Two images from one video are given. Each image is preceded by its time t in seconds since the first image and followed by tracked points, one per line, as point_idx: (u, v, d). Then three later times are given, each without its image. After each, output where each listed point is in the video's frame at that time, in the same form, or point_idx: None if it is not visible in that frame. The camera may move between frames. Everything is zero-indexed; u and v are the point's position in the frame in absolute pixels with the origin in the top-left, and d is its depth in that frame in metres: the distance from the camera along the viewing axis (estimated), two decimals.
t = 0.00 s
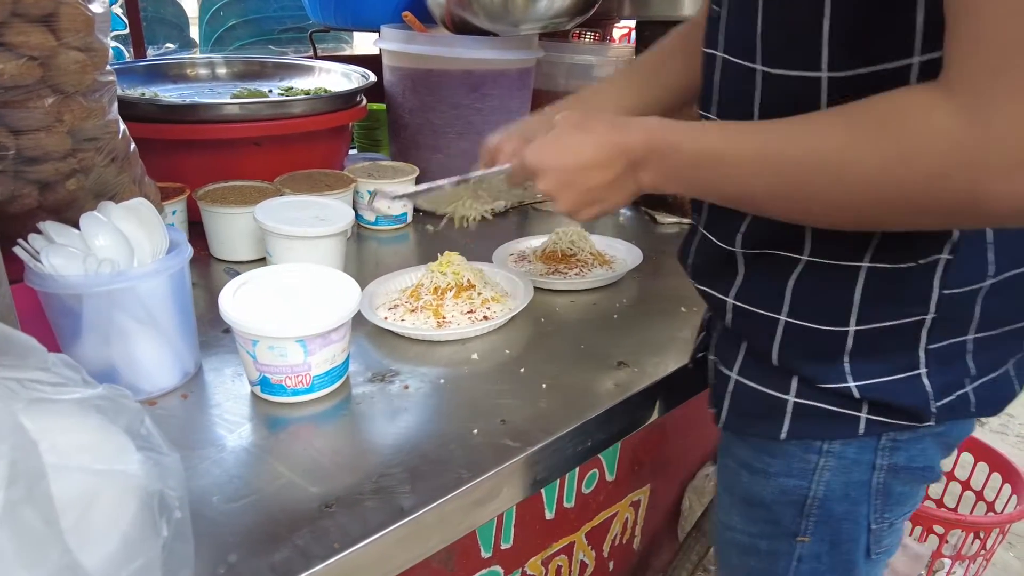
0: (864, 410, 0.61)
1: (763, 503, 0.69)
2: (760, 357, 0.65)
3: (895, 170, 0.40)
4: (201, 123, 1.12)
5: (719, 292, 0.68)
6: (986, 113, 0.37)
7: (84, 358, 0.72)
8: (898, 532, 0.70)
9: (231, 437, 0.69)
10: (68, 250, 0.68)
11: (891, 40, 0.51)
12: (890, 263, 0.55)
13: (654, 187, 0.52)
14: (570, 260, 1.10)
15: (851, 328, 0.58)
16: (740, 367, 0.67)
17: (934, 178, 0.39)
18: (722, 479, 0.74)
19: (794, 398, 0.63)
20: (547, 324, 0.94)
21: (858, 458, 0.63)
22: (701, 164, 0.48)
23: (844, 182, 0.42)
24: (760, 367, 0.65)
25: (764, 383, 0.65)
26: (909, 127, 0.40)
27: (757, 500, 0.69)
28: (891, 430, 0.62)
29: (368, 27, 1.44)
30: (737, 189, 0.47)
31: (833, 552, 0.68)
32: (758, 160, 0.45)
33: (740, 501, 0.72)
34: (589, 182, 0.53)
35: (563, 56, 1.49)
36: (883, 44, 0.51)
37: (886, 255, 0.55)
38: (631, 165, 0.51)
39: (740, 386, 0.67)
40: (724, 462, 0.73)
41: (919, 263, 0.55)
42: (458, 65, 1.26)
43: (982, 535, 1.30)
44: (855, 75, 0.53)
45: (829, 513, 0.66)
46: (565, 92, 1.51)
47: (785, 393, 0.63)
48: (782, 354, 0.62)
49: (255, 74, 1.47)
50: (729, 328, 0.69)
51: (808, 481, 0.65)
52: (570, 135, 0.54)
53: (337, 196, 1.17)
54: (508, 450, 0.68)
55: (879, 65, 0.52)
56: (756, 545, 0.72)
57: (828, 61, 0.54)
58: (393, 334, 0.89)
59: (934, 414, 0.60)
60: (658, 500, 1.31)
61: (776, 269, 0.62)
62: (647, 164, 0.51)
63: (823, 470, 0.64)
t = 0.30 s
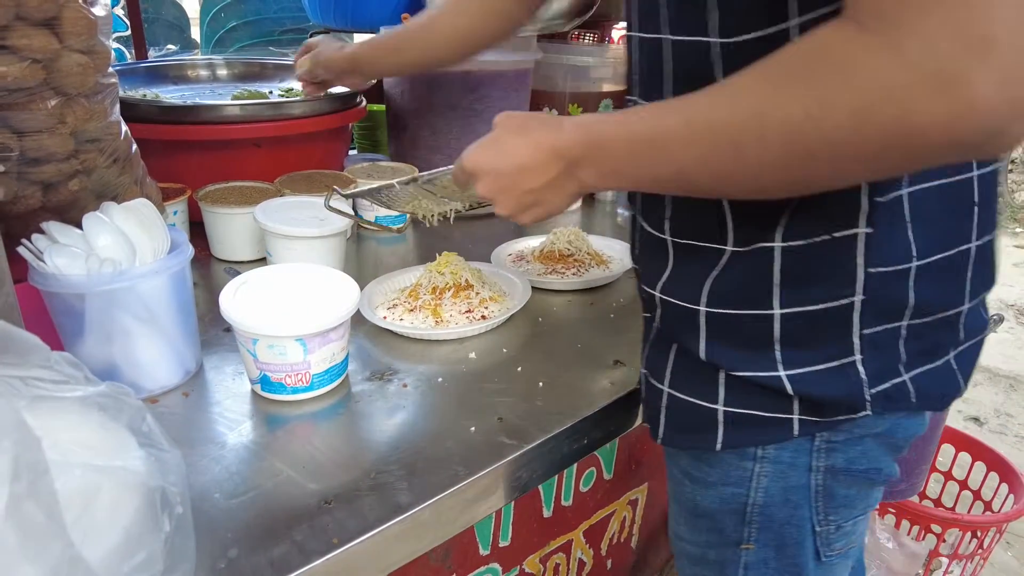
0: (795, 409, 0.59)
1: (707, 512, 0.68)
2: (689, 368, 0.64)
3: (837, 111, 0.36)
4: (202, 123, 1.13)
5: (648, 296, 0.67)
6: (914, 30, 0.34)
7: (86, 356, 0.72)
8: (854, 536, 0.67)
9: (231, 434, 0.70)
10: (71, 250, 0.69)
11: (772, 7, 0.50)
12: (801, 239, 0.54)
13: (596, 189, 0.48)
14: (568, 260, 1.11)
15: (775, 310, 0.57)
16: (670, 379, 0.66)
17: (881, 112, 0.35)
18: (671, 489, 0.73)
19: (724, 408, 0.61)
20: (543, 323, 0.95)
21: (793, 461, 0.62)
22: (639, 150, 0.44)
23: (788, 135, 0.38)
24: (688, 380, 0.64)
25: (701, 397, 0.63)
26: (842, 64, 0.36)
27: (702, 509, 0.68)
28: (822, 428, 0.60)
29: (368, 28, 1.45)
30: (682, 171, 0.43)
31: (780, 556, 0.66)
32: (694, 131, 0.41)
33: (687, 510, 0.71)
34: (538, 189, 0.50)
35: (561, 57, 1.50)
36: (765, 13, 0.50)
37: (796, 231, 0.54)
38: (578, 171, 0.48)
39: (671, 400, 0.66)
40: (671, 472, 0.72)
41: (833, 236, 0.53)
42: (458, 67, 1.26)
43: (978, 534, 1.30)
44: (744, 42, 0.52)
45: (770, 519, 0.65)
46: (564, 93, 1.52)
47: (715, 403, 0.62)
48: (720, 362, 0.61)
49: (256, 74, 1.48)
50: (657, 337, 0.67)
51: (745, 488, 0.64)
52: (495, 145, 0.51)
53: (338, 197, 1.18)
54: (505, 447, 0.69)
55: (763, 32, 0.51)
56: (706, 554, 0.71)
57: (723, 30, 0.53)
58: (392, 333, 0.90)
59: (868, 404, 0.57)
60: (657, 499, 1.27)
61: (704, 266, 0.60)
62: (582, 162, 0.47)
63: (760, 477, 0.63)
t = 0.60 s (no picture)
0: (733, 401, 0.62)
1: (660, 505, 0.70)
2: (635, 369, 0.66)
3: (729, 71, 0.41)
4: (208, 127, 1.14)
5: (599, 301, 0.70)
6: None
7: (95, 357, 0.74)
8: (811, 528, 0.69)
9: (238, 434, 0.71)
10: (80, 253, 0.70)
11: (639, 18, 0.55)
12: (709, 225, 0.57)
13: (534, 164, 0.51)
14: (569, 263, 1.12)
15: (696, 295, 0.60)
16: (618, 379, 0.68)
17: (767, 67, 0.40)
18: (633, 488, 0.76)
19: (665, 402, 0.65)
20: (545, 325, 0.96)
21: (735, 451, 0.65)
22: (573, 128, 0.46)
23: (691, 99, 0.42)
24: (634, 379, 0.66)
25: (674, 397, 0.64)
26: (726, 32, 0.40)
27: (656, 503, 0.71)
28: (759, 418, 0.63)
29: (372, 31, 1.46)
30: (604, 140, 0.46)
31: (733, 547, 0.68)
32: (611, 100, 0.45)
33: (645, 505, 0.73)
34: (497, 177, 0.52)
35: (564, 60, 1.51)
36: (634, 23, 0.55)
37: (701, 215, 0.57)
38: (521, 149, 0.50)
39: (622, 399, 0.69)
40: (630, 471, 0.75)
41: (737, 217, 0.56)
42: (459, 72, 1.26)
43: (978, 535, 1.31)
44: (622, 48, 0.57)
45: (719, 511, 0.67)
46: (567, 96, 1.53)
47: (656, 399, 0.65)
48: (665, 358, 0.63)
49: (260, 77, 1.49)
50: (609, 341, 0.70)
51: (692, 480, 0.67)
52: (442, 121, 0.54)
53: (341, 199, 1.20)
54: (506, 448, 0.70)
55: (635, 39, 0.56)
56: (664, 548, 0.72)
57: (604, 38, 0.57)
58: (395, 334, 0.91)
59: (801, 383, 0.61)
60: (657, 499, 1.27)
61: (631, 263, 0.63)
62: (520, 139, 0.50)
63: (705, 468, 0.66)
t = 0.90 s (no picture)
0: (717, 402, 0.62)
1: (650, 505, 0.70)
2: (622, 368, 0.66)
3: (663, 80, 0.42)
4: (213, 125, 1.14)
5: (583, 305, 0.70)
6: (711, 7, 0.39)
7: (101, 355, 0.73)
8: (803, 531, 0.68)
9: (242, 432, 0.71)
10: (86, 251, 0.70)
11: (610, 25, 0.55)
12: (681, 228, 0.58)
13: (504, 158, 0.52)
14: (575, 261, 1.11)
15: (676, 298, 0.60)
16: (608, 379, 0.69)
17: (696, 74, 0.41)
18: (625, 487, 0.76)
19: (652, 403, 0.64)
20: (549, 324, 0.96)
21: (722, 452, 0.64)
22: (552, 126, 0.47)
23: (628, 104, 0.44)
24: (622, 378, 0.67)
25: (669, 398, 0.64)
26: (664, 39, 0.42)
27: (646, 503, 0.71)
28: (746, 419, 0.63)
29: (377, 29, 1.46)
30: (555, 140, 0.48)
31: (723, 549, 0.68)
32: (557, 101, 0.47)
33: (636, 505, 0.73)
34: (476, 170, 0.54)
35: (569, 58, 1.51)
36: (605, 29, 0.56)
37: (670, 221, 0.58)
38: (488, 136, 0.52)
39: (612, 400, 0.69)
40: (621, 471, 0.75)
41: (710, 223, 0.57)
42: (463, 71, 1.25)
43: (983, 535, 1.32)
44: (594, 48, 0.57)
45: (707, 512, 0.67)
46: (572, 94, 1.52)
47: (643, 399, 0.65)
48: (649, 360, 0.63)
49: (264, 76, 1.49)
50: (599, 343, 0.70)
51: (680, 481, 0.67)
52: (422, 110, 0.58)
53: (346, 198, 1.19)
54: (512, 447, 0.70)
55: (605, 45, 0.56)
56: (656, 548, 0.72)
57: (579, 42, 0.58)
58: (400, 333, 0.91)
59: (788, 386, 0.60)
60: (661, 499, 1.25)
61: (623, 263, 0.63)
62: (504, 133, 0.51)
63: (692, 468, 0.66)
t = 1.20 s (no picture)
0: (747, 408, 0.61)
1: (674, 512, 0.69)
2: (643, 374, 0.66)
3: (733, 82, 0.40)
4: (217, 124, 1.14)
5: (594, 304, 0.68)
6: (794, 12, 0.37)
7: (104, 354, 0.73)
8: (823, 532, 0.68)
9: (246, 433, 0.71)
10: (89, 250, 0.70)
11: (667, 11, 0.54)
12: (718, 230, 0.58)
13: (529, 138, 0.49)
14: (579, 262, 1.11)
15: (708, 303, 0.59)
16: (628, 384, 0.68)
17: (779, 79, 0.38)
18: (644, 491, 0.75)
19: (678, 409, 0.64)
20: (555, 324, 0.95)
21: (750, 458, 0.64)
22: (558, 127, 0.47)
23: (688, 104, 0.41)
24: (644, 384, 0.66)
25: (693, 402, 0.63)
26: (742, 38, 0.39)
27: (669, 509, 0.70)
28: (775, 425, 0.62)
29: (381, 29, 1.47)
30: (606, 134, 0.45)
31: (749, 553, 0.67)
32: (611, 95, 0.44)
33: (658, 511, 0.72)
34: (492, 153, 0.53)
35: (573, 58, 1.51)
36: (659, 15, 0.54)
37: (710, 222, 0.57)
38: (520, 125, 0.49)
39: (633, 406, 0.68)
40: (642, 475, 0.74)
41: (747, 222, 0.57)
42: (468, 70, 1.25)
43: (989, 538, 1.31)
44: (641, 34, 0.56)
45: (734, 517, 0.66)
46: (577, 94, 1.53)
47: (670, 404, 0.64)
48: (676, 366, 0.63)
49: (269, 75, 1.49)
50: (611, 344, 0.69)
51: (707, 487, 0.66)
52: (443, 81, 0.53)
53: (350, 198, 1.19)
54: (516, 448, 0.70)
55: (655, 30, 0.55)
56: (679, 554, 0.71)
57: (617, 25, 0.57)
58: (404, 333, 0.91)
59: (819, 390, 0.60)
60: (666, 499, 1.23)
61: (640, 264, 0.62)
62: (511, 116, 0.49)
63: (720, 474, 0.65)
